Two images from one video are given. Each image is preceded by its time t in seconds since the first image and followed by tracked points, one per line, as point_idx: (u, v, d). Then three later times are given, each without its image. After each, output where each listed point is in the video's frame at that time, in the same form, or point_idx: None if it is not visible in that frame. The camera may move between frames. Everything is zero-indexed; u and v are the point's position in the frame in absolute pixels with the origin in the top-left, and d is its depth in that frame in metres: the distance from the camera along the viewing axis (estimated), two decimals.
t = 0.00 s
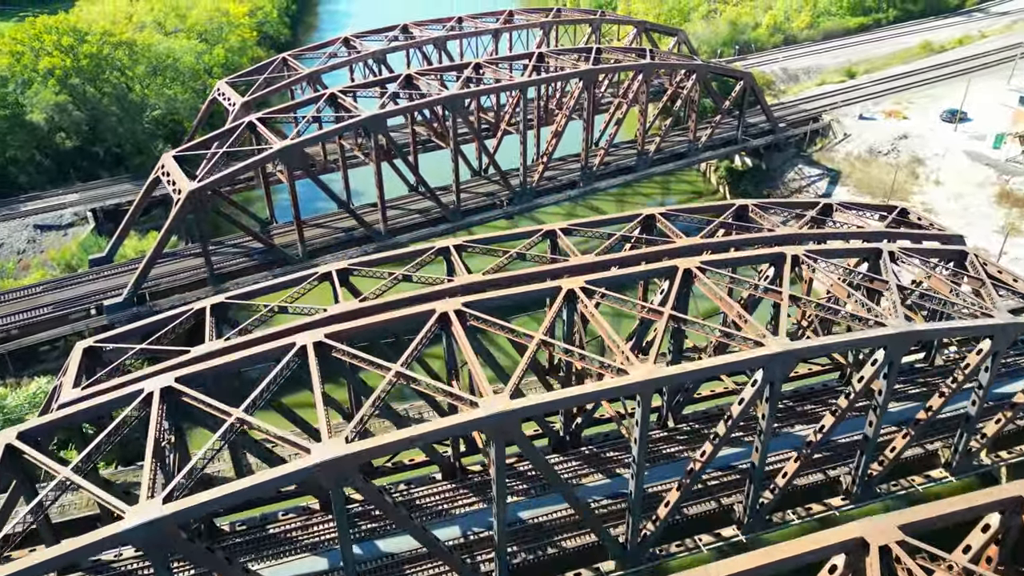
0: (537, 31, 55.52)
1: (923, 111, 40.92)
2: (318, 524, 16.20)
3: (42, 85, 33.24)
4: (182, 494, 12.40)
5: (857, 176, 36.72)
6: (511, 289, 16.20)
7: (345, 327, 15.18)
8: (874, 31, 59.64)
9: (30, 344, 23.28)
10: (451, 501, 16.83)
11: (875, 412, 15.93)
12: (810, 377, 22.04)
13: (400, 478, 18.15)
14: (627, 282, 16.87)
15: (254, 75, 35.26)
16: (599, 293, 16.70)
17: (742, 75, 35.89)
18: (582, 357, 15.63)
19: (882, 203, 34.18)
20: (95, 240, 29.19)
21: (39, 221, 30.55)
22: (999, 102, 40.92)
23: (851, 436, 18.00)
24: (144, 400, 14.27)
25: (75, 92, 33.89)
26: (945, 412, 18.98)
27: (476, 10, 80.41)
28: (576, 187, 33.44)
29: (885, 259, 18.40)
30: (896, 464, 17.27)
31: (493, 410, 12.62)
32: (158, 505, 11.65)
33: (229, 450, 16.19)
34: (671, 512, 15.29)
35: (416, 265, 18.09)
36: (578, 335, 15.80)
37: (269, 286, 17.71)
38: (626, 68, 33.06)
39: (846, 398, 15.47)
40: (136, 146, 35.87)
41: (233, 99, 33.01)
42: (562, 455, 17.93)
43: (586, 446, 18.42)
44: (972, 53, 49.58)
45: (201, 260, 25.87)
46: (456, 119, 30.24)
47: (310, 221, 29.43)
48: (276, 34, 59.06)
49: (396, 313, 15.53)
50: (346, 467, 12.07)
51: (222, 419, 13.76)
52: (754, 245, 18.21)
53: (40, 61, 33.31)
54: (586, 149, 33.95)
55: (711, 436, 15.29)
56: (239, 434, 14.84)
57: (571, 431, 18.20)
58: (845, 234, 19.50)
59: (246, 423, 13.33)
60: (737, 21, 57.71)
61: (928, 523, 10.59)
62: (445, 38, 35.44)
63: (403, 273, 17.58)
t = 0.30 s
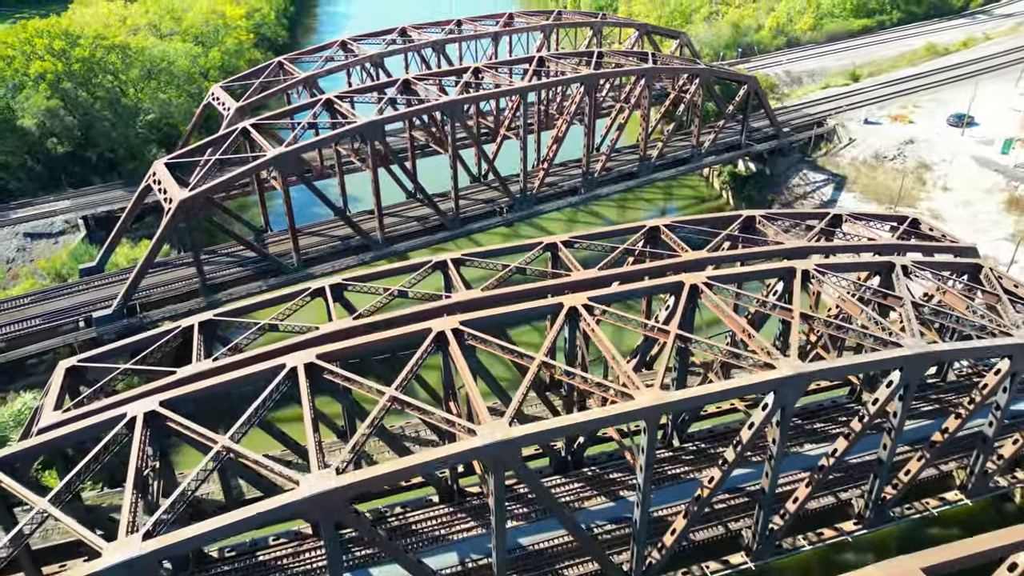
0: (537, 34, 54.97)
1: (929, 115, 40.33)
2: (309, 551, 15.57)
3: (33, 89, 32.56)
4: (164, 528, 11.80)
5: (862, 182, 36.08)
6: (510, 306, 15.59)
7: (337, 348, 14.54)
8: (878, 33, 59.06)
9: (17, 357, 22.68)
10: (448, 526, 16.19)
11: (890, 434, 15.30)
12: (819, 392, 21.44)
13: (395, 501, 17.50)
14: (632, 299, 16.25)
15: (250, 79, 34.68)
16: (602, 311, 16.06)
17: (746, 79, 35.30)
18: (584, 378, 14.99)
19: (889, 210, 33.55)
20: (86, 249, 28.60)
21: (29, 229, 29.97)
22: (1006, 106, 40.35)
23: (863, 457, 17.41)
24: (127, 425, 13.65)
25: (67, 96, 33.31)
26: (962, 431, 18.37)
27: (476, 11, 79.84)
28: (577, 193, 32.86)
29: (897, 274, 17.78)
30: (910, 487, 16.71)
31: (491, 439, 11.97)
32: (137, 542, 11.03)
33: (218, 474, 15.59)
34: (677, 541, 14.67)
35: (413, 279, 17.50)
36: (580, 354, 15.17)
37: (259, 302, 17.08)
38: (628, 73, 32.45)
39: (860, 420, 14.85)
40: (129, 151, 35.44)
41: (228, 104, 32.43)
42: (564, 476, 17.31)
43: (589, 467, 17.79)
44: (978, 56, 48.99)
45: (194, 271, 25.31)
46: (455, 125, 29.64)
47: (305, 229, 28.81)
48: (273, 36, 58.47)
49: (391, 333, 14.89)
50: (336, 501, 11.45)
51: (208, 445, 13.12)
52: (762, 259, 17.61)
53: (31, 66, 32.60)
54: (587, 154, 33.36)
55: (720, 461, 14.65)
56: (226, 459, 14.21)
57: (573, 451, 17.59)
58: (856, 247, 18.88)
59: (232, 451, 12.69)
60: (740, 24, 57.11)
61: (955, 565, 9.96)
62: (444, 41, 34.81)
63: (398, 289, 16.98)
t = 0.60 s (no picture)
0: (538, 36, 54.35)
1: (936, 120, 39.69)
2: None
3: (23, 94, 31.97)
4: (145, 565, 11.14)
5: (869, 188, 35.41)
6: (511, 325, 14.96)
7: (329, 369, 13.89)
8: (881, 35, 58.45)
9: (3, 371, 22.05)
10: (446, 554, 15.52)
11: (908, 459, 14.61)
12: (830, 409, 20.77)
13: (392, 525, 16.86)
14: (635, 316, 15.61)
15: (244, 83, 34.12)
16: (605, 329, 15.40)
17: (750, 83, 34.69)
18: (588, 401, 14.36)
19: (897, 217, 32.89)
20: (76, 258, 27.96)
21: (18, 237, 29.34)
22: (1014, 111, 39.71)
23: (877, 479, 16.78)
24: (108, 453, 12.97)
25: (58, 101, 32.67)
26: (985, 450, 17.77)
27: (476, 13, 79.33)
28: (579, 200, 32.24)
29: (912, 289, 17.15)
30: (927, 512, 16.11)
31: (490, 471, 11.32)
32: None
33: (205, 500, 14.94)
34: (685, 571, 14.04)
35: (409, 295, 16.87)
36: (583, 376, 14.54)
37: (249, 319, 16.41)
38: (630, 77, 31.82)
39: (876, 445, 14.21)
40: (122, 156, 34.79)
41: (223, 109, 31.84)
42: (566, 500, 16.68)
43: (591, 489, 17.16)
44: (984, 59, 48.35)
45: (185, 281, 24.71)
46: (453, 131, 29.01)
47: (301, 237, 28.17)
48: (270, 39, 57.91)
49: (386, 354, 14.24)
50: (326, 538, 10.81)
51: (193, 475, 12.46)
52: (771, 273, 16.98)
53: (21, 70, 31.99)
54: (588, 160, 32.72)
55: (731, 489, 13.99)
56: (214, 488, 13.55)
57: (575, 474, 16.94)
58: (867, 260, 18.23)
59: (217, 482, 12.03)
60: (742, 26, 56.52)
61: None
62: (442, 45, 34.18)
63: (394, 305, 16.35)
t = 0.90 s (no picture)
0: (538, 39, 53.78)
1: (943, 124, 39.07)
2: None
3: (14, 99, 31.45)
4: None
5: (876, 194, 34.70)
6: (511, 345, 14.34)
7: (321, 394, 13.27)
8: (886, 37, 57.85)
9: None
10: None
11: (926, 486, 13.98)
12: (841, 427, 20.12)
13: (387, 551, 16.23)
14: (641, 336, 15.00)
15: (240, 87, 33.51)
16: (609, 349, 14.78)
17: (755, 88, 34.04)
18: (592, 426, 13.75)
19: (904, 224, 32.23)
20: (67, 267, 27.38)
21: (8, 245, 28.75)
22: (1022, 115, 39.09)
23: (893, 502, 16.14)
24: (88, 484, 12.32)
25: (49, 106, 32.10)
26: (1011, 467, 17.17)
27: (476, 14, 78.78)
28: (580, 207, 31.64)
29: (928, 305, 16.52)
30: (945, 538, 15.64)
31: (490, 507, 10.70)
32: None
33: (193, 529, 14.30)
34: None
35: (406, 311, 16.23)
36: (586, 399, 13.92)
37: (239, 337, 15.76)
38: (633, 82, 31.22)
39: (893, 472, 13.59)
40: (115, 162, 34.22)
41: (217, 115, 31.26)
42: (568, 525, 16.04)
43: (595, 513, 16.53)
44: (991, 61, 47.72)
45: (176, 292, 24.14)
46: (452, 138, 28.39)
47: (296, 246, 27.55)
48: (268, 41, 57.36)
49: (381, 377, 13.61)
50: None
51: (177, 508, 11.82)
52: (781, 289, 16.36)
53: (12, 74, 31.45)
54: (590, 166, 32.09)
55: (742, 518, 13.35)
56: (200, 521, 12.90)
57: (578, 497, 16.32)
58: (880, 274, 17.60)
59: (202, 516, 11.41)
60: (745, 27, 55.91)
61: None
62: (441, 48, 33.56)
63: (390, 323, 15.74)
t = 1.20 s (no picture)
0: (540, 42, 53.22)
1: (950, 129, 38.46)
2: None
3: (5, 105, 30.98)
4: None
5: (883, 200, 34.02)
6: (511, 367, 13.73)
7: (313, 418, 12.66)
8: (890, 39, 57.24)
9: None
10: None
11: (946, 515, 13.33)
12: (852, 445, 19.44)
13: None
14: (646, 356, 14.38)
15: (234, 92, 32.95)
16: (614, 370, 14.15)
17: (760, 92, 33.41)
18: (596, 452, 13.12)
19: (913, 231, 31.56)
20: (57, 276, 26.76)
21: None
22: None
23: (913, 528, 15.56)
24: (64, 517, 11.66)
25: (40, 111, 31.57)
26: None
27: (476, 16, 78.21)
28: (581, 215, 31.04)
29: (945, 323, 15.88)
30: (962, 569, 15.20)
31: (490, 546, 10.05)
32: None
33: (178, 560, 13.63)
34: None
35: (402, 329, 15.62)
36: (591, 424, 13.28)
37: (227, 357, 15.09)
38: (635, 87, 30.62)
39: (912, 501, 12.95)
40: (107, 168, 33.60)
41: (212, 120, 30.65)
42: (571, 551, 15.36)
43: (599, 539, 15.82)
44: (998, 64, 47.08)
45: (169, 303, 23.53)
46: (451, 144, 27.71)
47: (291, 255, 26.87)
48: (266, 43, 56.80)
49: (375, 402, 12.98)
50: None
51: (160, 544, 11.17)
52: (792, 306, 15.72)
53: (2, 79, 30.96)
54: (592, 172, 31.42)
55: (755, 552, 12.67)
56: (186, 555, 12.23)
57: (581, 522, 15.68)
58: (895, 290, 16.93)
59: (183, 554, 10.76)
60: (748, 30, 55.33)
61: None
62: (441, 52, 32.94)
63: (386, 342, 15.07)
